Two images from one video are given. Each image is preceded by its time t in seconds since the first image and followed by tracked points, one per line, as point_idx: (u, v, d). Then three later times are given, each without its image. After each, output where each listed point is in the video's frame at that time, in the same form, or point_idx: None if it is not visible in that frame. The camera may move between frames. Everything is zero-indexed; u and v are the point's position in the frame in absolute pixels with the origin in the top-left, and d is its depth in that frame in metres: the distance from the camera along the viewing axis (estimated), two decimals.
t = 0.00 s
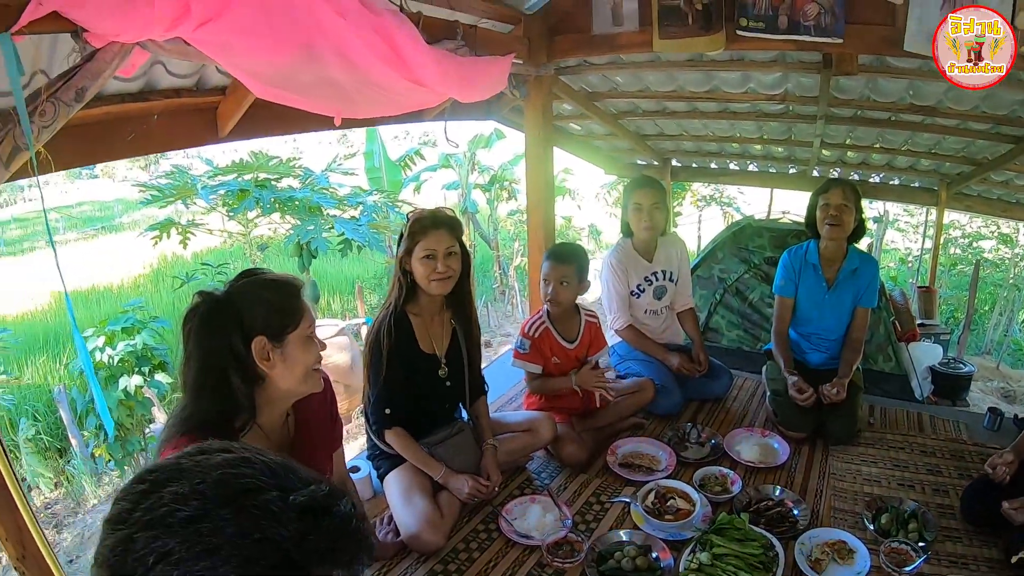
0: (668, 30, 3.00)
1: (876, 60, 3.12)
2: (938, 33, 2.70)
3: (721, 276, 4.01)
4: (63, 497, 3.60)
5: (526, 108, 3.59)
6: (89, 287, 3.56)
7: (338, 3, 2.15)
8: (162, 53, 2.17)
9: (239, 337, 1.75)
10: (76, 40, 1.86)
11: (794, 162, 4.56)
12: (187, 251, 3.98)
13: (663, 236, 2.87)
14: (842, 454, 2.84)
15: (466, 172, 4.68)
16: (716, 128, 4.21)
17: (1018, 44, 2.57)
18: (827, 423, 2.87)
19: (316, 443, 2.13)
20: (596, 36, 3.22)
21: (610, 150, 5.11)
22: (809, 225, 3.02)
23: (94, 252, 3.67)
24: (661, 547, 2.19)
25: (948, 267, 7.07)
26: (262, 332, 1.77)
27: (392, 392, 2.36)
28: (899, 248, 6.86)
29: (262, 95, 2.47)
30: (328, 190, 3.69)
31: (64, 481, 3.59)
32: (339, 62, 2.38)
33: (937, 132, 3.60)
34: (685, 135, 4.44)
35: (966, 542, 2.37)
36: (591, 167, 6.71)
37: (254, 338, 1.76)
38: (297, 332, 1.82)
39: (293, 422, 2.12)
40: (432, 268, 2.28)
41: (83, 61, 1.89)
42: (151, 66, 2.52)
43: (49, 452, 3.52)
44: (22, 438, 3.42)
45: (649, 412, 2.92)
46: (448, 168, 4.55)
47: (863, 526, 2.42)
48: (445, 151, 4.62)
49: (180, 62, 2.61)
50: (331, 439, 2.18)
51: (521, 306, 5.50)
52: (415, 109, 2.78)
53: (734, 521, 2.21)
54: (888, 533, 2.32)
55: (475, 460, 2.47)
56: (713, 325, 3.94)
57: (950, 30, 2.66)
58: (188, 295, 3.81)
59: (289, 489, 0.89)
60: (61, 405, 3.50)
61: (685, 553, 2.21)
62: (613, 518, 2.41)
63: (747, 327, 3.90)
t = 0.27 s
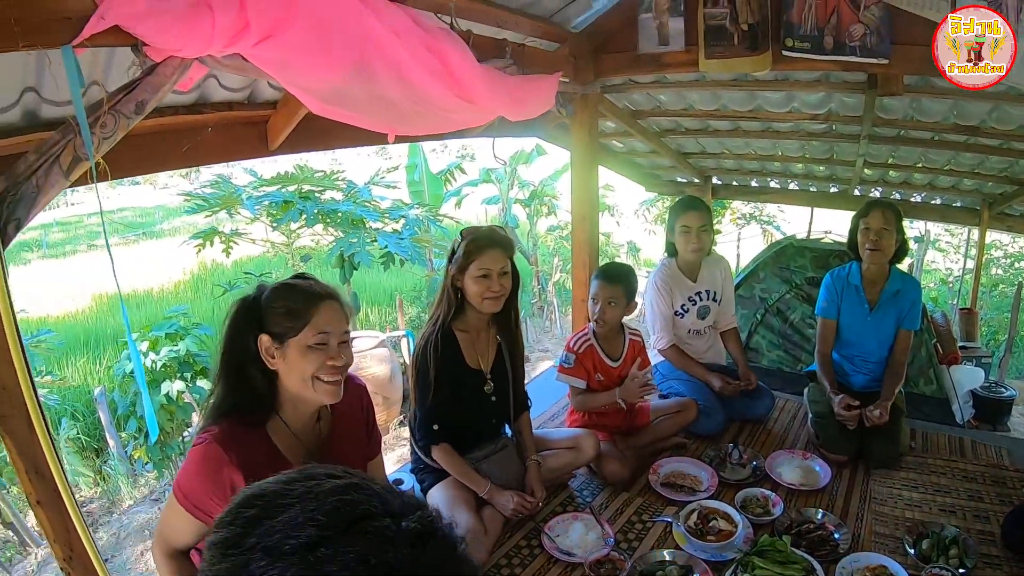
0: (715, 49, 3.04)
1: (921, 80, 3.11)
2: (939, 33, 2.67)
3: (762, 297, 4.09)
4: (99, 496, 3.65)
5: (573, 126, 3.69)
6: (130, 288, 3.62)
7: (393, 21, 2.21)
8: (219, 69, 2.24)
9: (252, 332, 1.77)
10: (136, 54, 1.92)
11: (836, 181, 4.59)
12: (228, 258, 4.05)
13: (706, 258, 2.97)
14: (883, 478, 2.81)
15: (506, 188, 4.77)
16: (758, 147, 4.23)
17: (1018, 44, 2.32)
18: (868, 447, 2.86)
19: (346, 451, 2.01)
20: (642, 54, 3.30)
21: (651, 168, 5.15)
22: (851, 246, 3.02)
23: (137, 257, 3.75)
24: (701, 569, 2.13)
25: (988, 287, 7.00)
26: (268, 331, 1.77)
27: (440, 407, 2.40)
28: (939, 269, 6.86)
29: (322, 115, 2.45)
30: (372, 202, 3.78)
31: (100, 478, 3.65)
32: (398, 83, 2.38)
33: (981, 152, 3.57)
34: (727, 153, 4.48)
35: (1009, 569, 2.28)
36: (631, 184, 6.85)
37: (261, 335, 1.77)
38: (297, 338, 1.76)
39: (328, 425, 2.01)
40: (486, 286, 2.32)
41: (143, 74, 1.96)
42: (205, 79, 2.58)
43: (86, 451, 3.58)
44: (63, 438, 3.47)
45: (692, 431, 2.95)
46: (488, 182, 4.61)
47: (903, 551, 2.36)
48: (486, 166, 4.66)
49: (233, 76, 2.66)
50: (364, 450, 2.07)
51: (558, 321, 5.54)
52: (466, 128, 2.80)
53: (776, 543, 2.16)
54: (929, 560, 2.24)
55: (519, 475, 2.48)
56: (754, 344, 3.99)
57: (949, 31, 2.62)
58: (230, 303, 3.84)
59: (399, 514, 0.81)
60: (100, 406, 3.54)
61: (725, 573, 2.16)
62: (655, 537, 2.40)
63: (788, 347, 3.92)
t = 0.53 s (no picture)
0: (749, 62, 3.07)
1: (954, 94, 3.09)
2: (938, 33, 2.79)
3: (791, 310, 4.12)
4: (123, 496, 3.61)
5: (605, 139, 3.73)
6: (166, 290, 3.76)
7: (432, 33, 2.24)
8: (260, 79, 2.20)
9: (285, 338, 1.80)
10: (178, 62, 1.91)
11: (865, 194, 4.60)
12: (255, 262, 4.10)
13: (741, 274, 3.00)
14: (912, 494, 2.79)
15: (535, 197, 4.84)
16: (787, 159, 4.24)
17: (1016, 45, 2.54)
18: (897, 464, 2.85)
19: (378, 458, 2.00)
20: (676, 66, 3.33)
21: (680, 178, 5.17)
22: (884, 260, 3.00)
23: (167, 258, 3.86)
24: None
25: (1019, 302, 6.91)
26: (298, 337, 1.78)
27: (469, 420, 2.41)
28: (967, 283, 6.83)
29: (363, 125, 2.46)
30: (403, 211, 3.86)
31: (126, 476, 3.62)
32: (435, 92, 2.38)
33: (1013, 166, 3.55)
34: (757, 165, 4.50)
35: None
36: (660, 196, 6.98)
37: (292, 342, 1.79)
38: (321, 345, 1.75)
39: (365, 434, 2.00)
40: (521, 302, 2.34)
41: (187, 82, 1.92)
42: (243, 86, 2.60)
43: (112, 451, 3.53)
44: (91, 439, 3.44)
45: (721, 445, 3.00)
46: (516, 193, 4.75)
47: (933, 569, 2.31)
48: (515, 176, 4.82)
49: (270, 83, 2.67)
50: (398, 455, 2.07)
51: (585, 331, 5.54)
52: (502, 139, 2.81)
53: (807, 559, 2.12)
54: None
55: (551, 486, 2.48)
56: (782, 357, 4.00)
57: (950, 31, 2.74)
58: (257, 306, 3.90)
59: (515, 526, 0.80)
60: (127, 406, 3.48)
61: None
62: (686, 551, 2.40)
63: (817, 361, 3.93)
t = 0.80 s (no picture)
0: (769, 70, 3.09)
1: (973, 104, 3.10)
2: (938, 34, 2.76)
3: (807, 318, 4.14)
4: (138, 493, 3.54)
5: (624, 146, 3.76)
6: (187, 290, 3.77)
7: (456, 39, 2.26)
8: (286, 83, 2.18)
9: (333, 349, 1.82)
10: (206, 65, 1.91)
11: (882, 202, 4.61)
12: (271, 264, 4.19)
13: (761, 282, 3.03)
14: (928, 504, 2.78)
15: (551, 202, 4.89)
16: (805, 166, 4.26)
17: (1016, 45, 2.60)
18: (913, 473, 2.85)
19: (417, 470, 2.03)
20: (695, 73, 3.34)
21: (696, 184, 5.18)
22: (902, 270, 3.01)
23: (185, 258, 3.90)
24: None
25: None
26: (344, 351, 1.80)
27: (487, 428, 2.42)
28: (983, 291, 6.82)
29: (388, 129, 2.46)
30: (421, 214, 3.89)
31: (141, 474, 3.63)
32: (460, 99, 2.39)
33: None
34: (774, 172, 4.51)
35: None
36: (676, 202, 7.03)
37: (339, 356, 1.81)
38: (369, 365, 1.76)
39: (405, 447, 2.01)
40: (543, 314, 2.35)
41: (214, 86, 1.91)
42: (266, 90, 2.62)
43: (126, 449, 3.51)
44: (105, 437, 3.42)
45: (738, 452, 3.04)
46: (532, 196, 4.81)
47: None
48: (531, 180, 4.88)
49: (293, 87, 2.69)
50: (434, 463, 2.09)
51: (599, 336, 5.57)
52: (524, 146, 2.83)
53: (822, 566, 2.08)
54: None
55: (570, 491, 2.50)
56: (798, 365, 4.02)
57: (950, 31, 2.73)
58: (273, 308, 3.97)
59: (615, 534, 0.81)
60: (143, 406, 3.46)
61: None
62: (703, 557, 2.41)
63: (833, 368, 3.94)
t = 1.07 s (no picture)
0: (783, 70, 3.09)
1: (987, 105, 3.09)
2: (937, 34, 2.77)
3: (819, 318, 4.14)
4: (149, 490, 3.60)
5: (638, 146, 3.77)
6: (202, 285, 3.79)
7: (476, 38, 2.25)
8: (304, 80, 2.17)
9: (401, 371, 1.68)
10: (224, 62, 1.90)
11: (894, 203, 4.61)
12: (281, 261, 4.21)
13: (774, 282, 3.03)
14: (940, 506, 2.78)
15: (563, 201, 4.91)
16: (817, 167, 4.25)
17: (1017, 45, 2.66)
18: (925, 475, 2.84)
19: (466, 486, 1.98)
20: (710, 74, 3.35)
21: (708, 185, 5.18)
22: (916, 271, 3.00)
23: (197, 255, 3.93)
24: None
25: None
26: (414, 377, 1.65)
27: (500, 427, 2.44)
28: (995, 294, 6.81)
29: (405, 126, 2.46)
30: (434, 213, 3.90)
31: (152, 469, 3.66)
32: (478, 98, 2.41)
33: None
34: (786, 173, 4.51)
35: None
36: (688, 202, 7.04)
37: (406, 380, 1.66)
38: (442, 403, 1.64)
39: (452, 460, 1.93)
40: (560, 316, 2.36)
41: (233, 82, 1.91)
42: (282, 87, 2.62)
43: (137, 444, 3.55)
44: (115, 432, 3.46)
45: (750, 453, 3.05)
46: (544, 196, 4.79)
47: None
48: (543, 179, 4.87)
49: (309, 84, 2.69)
50: (477, 470, 2.03)
51: (610, 336, 5.61)
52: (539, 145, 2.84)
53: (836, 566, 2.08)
54: None
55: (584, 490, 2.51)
56: (810, 366, 4.02)
57: (949, 31, 2.74)
58: (284, 305, 3.98)
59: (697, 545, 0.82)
60: (154, 401, 3.47)
61: None
62: (715, 557, 2.41)
63: (845, 369, 3.95)
